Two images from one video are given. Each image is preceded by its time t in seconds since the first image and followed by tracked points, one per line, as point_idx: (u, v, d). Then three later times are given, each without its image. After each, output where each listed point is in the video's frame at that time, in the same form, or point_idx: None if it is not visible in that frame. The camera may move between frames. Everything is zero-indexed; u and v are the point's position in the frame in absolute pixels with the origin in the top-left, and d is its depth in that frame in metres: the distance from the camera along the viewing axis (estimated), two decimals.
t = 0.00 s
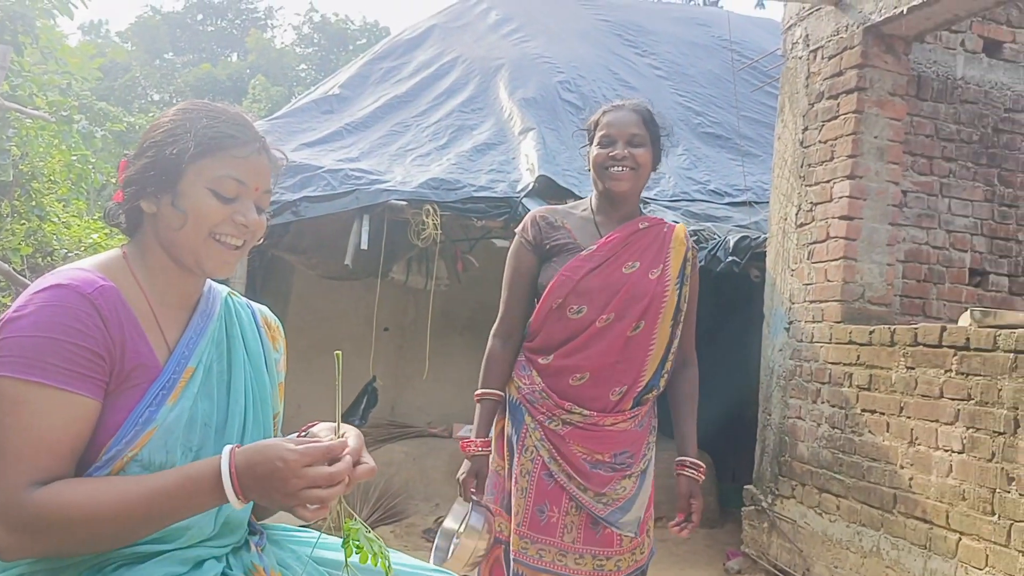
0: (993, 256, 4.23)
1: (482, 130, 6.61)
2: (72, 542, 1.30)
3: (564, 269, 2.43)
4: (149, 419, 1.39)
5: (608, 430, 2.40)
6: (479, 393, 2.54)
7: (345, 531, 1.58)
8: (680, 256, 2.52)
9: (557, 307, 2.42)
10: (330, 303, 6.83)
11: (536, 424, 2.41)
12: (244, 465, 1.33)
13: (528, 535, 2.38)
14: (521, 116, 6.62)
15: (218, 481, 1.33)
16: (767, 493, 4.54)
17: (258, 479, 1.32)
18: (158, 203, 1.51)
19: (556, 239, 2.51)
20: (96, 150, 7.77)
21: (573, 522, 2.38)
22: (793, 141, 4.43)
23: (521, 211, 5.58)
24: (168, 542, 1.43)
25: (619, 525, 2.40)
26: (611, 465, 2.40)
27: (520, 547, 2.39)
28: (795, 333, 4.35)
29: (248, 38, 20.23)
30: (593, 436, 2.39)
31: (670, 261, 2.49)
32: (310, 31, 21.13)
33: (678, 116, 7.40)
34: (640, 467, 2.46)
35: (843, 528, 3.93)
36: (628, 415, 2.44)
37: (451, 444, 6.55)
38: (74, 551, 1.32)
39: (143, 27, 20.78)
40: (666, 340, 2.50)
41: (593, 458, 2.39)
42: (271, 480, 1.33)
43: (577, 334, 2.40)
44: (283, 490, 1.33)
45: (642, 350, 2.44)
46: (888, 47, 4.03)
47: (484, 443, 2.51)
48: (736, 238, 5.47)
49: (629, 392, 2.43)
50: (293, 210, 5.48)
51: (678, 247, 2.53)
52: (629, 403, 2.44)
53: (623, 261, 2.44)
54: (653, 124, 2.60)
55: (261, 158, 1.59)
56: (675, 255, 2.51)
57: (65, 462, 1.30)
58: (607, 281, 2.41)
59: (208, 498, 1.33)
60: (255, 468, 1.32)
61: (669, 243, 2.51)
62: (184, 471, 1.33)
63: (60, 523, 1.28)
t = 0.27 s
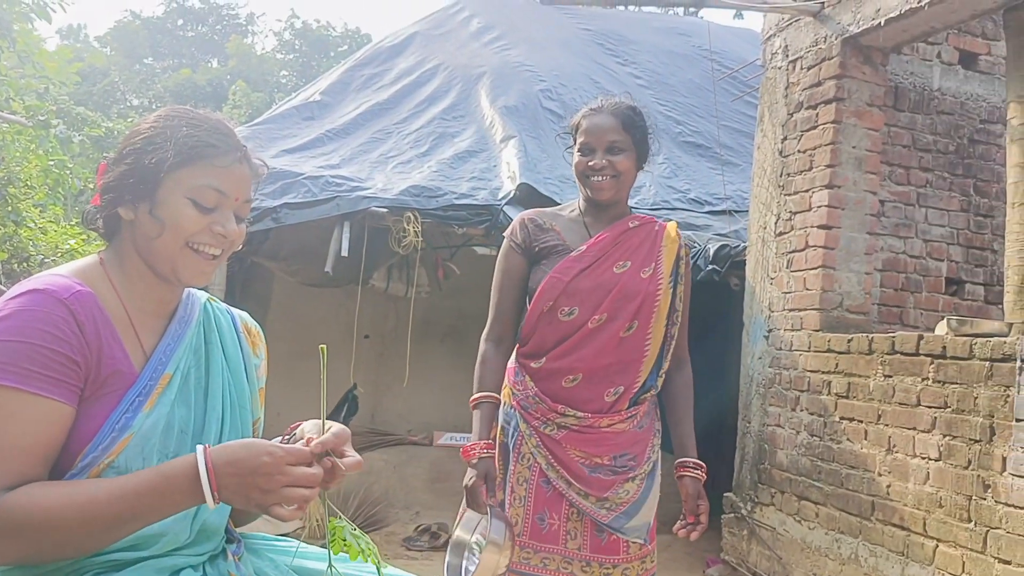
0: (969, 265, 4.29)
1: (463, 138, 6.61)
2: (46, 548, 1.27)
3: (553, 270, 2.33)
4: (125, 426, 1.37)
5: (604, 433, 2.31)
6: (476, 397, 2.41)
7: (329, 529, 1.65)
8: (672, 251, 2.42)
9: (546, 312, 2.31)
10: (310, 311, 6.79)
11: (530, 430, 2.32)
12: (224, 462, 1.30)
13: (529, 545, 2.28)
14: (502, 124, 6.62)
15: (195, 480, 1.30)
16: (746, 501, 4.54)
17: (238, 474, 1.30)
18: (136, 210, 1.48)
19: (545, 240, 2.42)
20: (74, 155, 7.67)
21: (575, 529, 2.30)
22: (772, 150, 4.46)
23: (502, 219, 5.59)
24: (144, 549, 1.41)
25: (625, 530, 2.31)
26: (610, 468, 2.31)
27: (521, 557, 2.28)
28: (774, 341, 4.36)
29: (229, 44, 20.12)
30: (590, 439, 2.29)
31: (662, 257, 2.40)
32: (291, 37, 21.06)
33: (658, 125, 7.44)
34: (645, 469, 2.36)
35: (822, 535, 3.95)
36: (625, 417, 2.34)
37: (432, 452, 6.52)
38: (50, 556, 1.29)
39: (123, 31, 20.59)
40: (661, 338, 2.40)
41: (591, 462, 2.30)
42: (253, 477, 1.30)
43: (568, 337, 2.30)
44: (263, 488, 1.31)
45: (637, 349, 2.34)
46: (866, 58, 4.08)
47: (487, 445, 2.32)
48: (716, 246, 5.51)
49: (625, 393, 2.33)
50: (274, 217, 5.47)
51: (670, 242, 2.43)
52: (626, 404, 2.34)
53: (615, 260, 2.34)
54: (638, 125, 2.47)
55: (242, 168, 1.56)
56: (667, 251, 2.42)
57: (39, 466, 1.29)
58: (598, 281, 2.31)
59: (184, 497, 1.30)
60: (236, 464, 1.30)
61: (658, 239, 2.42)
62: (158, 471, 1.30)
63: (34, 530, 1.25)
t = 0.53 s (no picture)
0: (956, 269, 4.31)
1: (453, 141, 6.61)
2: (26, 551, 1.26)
3: (557, 273, 2.34)
4: (110, 430, 1.35)
5: (601, 438, 2.21)
6: (491, 402, 2.46)
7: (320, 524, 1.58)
8: (685, 252, 2.29)
9: (551, 315, 2.31)
10: (299, 314, 6.77)
11: (536, 433, 2.29)
12: (204, 458, 1.29)
13: (527, 551, 2.22)
14: (492, 128, 6.62)
15: (174, 478, 1.28)
16: (735, 504, 4.55)
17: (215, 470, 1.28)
18: (127, 215, 1.47)
19: (558, 246, 2.44)
20: (61, 158, 7.61)
21: (575, 538, 2.21)
22: (761, 154, 4.47)
23: (492, 222, 5.59)
24: (128, 555, 1.40)
25: (625, 544, 2.17)
26: (610, 476, 2.20)
27: (522, 564, 2.22)
28: (763, 344, 4.37)
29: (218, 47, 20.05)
30: (588, 445, 2.21)
31: (671, 258, 2.28)
32: (281, 40, 21.02)
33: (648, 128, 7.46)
34: (650, 482, 2.20)
35: (811, 538, 3.96)
36: (625, 423, 2.21)
37: (421, 456, 6.50)
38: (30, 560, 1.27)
39: (111, 34, 20.47)
40: (669, 343, 2.28)
41: (589, 468, 2.21)
42: (233, 476, 1.29)
43: (569, 339, 2.28)
44: (242, 485, 1.29)
45: (639, 352, 2.24)
46: (854, 63, 4.10)
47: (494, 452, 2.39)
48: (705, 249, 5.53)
49: (624, 397, 2.22)
50: (262, 220, 5.43)
51: (683, 242, 2.31)
52: (627, 410, 2.23)
53: (619, 262, 2.28)
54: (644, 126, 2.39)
55: (234, 176, 1.55)
56: (677, 250, 2.30)
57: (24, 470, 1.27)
58: (599, 283, 2.27)
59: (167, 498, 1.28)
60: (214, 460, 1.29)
61: (670, 240, 2.31)
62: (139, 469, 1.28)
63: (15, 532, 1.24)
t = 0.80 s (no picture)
0: (947, 272, 4.34)
1: (446, 144, 6.61)
2: None
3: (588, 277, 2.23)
4: (101, 431, 1.35)
5: (616, 438, 2.03)
6: (539, 401, 2.48)
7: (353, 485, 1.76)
8: (713, 249, 2.04)
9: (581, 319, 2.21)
10: (292, 317, 6.76)
11: (566, 439, 2.19)
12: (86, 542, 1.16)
13: (549, 557, 2.13)
14: (485, 131, 6.63)
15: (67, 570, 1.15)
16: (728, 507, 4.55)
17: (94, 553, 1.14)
18: (127, 219, 1.45)
19: (598, 252, 2.33)
20: (52, 160, 7.56)
21: (593, 546, 2.06)
22: (752, 157, 4.47)
23: (485, 225, 5.61)
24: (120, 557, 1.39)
25: (636, 551, 1.97)
26: (625, 479, 2.00)
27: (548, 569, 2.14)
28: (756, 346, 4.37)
29: (210, 49, 20.01)
30: (602, 446, 2.05)
31: (696, 256, 2.05)
32: (273, 43, 21.00)
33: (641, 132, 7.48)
34: (666, 486, 1.97)
35: (803, 540, 3.96)
36: (639, 422, 2.01)
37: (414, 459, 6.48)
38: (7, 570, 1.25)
39: (103, 36, 20.38)
40: (693, 345, 2.02)
41: (606, 471, 2.04)
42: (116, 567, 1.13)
43: (592, 342, 2.15)
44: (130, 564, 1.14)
45: (656, 353, 2.02)
46: (845, 66, 4.12)
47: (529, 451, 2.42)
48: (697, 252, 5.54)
49: (637, 397, 2.02)
50: (255, 223, 5.47)
51: (714, 239, 2.06)
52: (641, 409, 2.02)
53: (644, 262, 2.10)
54: (699, 127, 2.17)
55: (236, 186, 1.55)
56: (704, 251, 2.05)
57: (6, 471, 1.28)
58: (621, 283, 2.11)
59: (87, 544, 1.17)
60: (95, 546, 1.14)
61: (701, 240, 2.07)
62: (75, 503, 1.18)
63: None
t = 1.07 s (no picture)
0: (943, 274, 4.35)
1: (443, 145, 6.60)
2: None
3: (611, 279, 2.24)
4: (91, 433, 1.34)
5: (616, 435, 2.04)
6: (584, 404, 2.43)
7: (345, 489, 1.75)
8: (714, 248, 1.98)
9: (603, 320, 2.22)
10: (288, 318, 6.75)
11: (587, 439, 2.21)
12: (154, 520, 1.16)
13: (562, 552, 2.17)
14: (481, 132, 6.63)
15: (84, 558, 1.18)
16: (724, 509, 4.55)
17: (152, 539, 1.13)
18: (124, 222, 1.44)
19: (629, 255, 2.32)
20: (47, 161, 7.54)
21: (598, 541, 2.07)
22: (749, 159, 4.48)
23: (482, 227, 5.61)
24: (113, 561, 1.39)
25: (624, 546, 1.95)
26: (621, 475, 2.00)
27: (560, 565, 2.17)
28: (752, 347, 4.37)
29: (206, 50, 19.99)
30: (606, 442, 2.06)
31: (697, 255, 1.99)
32: (269, 44, 21.00)
33: (637, 133, 7.49)
34: (657, 484, 1.94)
35: (799, 542, 3.97)
36: (635, 419, 2.00)
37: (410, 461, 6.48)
38: None
39: (99, 36, 20.33)
40: (689, 343, 1.96)
41: (608, 467, 2.05)
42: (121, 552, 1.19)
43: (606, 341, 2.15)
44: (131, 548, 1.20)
45: (652, 352, 1.99)
46: (842, 68, 4.13)
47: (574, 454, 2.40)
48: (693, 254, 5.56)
49: (632, 394, 2.00)
50: (251, 224, 5.47)
51: (718, 238, 1.99)
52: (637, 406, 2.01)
53: (653, 263, 2.08)
54: (723, 130, 2.07)
55: (234, 193, 1.54)
56: (707, 250, 1.99)
57: None
58: (631, 283, 2.10)
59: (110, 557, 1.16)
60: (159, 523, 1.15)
61: (709, 239, 2.01)
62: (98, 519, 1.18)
63: None
